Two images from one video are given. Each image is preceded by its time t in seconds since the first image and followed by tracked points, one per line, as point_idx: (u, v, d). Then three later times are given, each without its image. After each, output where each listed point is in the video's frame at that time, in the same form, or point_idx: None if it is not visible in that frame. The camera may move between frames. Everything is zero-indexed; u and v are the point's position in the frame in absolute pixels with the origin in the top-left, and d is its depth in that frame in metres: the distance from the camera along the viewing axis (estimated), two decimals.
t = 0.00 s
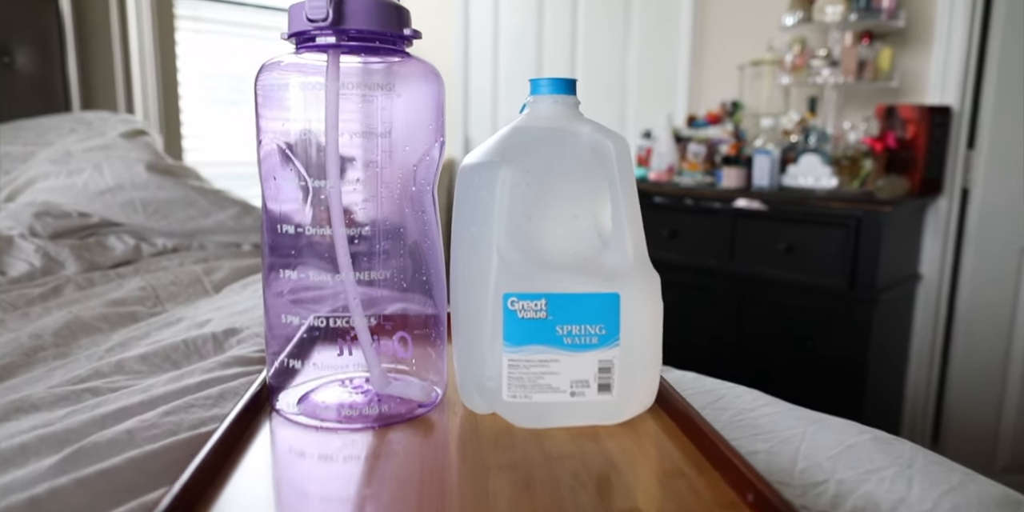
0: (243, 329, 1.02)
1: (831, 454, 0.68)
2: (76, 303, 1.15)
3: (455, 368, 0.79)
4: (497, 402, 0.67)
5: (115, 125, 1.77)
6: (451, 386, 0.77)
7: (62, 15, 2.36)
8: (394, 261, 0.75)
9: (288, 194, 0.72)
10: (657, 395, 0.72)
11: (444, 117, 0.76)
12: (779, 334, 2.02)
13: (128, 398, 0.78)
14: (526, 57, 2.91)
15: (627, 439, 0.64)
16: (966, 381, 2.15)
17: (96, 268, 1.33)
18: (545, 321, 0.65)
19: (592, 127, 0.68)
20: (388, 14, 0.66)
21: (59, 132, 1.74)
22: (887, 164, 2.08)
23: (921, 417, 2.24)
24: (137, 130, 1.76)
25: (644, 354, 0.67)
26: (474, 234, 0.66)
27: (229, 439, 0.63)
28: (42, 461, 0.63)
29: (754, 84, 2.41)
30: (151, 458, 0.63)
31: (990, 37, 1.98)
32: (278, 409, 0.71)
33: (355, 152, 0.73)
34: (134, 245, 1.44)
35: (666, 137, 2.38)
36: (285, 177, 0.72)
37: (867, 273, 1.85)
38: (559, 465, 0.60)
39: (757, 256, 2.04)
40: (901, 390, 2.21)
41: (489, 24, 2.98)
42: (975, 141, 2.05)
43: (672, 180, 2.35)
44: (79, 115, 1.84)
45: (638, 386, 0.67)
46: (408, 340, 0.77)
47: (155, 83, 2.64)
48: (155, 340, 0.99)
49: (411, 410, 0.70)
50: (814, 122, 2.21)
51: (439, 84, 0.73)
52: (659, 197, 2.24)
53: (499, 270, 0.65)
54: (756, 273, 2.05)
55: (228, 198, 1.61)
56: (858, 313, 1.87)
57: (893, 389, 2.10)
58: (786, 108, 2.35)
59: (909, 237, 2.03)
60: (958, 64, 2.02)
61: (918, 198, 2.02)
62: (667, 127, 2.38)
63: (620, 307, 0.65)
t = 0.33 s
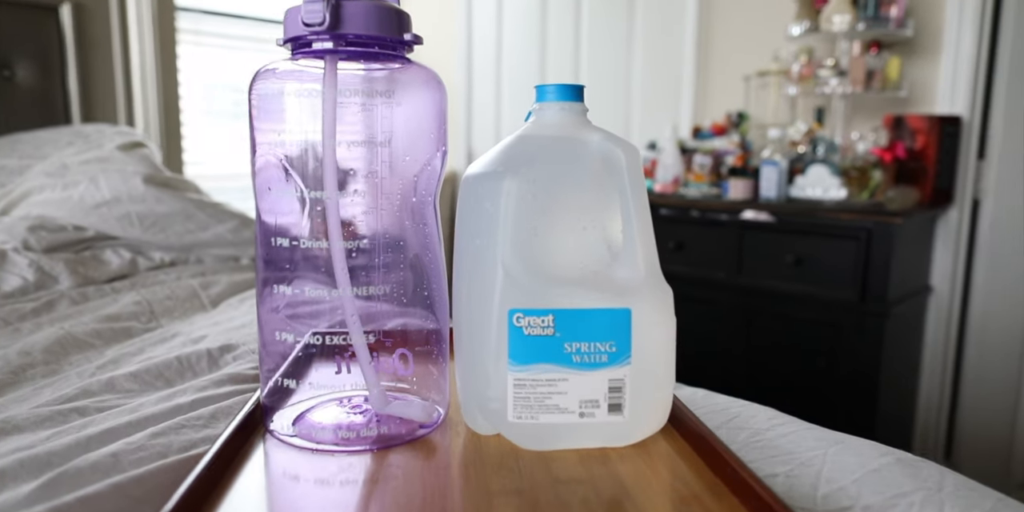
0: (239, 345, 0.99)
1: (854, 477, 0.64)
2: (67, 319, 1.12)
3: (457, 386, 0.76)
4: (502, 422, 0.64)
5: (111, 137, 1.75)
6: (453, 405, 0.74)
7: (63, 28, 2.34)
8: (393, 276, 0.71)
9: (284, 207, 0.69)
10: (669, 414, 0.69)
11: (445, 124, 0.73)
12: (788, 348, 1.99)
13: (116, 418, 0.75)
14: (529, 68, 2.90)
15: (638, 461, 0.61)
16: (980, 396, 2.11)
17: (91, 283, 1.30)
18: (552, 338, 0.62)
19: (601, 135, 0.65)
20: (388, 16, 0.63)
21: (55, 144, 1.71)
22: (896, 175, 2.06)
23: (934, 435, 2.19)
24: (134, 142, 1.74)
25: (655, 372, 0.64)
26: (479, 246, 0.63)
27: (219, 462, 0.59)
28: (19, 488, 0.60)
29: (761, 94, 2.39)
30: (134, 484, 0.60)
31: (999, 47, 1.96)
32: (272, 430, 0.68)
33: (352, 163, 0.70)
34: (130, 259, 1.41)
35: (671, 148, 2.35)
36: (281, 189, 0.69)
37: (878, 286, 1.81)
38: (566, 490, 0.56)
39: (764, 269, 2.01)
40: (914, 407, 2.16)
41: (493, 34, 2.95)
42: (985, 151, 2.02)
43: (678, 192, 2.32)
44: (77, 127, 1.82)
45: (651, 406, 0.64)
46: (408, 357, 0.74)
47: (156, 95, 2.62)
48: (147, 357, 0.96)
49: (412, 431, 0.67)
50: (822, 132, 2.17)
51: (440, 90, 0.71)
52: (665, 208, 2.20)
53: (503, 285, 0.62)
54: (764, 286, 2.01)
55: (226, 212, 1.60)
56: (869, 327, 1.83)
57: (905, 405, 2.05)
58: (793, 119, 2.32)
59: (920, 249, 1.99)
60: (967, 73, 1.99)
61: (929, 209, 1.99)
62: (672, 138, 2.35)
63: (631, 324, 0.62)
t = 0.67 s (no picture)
0: (224, 361, 0.96)
1: (865, 500, 0.62)
2: (49, 334, 1.08)
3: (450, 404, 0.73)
4: (496, 444, 0.61)
5: (98, 148, 1.72)
6: (445, 425, 0.71)
7: (52, 37, 2.31)
8: (382, 289, 0.68)
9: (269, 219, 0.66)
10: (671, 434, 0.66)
11: (438, 132, 0.70)
12: (787, 361, 1.96)
13: (92, 439, 0.71)
14: (524, 77, 2.87)
15: (640, 484, 0.58)
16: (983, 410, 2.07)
17: (75, 296, 1.27)
18: (549, 355, 0.59)
19: (599, 142, 0.62)
20: (376, 19, 0.60)
21: (41, 155, 1.68)
22: (895, 186, 2.02)
23: (936, 450, 2.15)
24: (122, 153, 1.73)
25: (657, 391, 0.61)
26: (473, 259, 0.60)
27: (196, 488, 0.56)
28: None
29: (757, 106, 2.38)
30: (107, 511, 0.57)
31: (997, 58, 1.95)
32: (255, 452, 0.64)
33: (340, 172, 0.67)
34: (116, 272, 1.39)
35: (669, 159, 2.33)
36: (266, 201, 0.66)
37: (877, 298, 1.79)
38: None
39: (762, 281, 1.99)
40: (915, 421, 2.13)
41: (488, 46, 2.95)
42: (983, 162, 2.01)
43: (675, 203, 2.30)
44: (64, 138, 1.79)
45: (652, 426, 0.61)
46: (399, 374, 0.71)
47: (147, 106, 2.58)
48: (129, 374, 0.92)
49: (402, 453, 0.64)
50: (820, 143, 2.16)
51: (433, 96, 0.68)
52: (662, 220, 2.18)
53: (497, 298, 0.59)
54: (762, 299, 1.99)
55: (216, 224, 1.59)
56: (869, 339, 1.81)
57: (906, 419, 2.02)
58: (790, 129, 2.31)
59: (920, 260, 1.97)
60: (965, 83, 1.97)
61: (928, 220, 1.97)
62: (668, 149, 2.33)
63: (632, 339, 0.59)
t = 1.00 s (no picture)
0: (212, 369, 0.93)
1: None
2: (33, 340, 1.06)
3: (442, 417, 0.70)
4: (490, 459, 0.58)
5: (87, 150, 1.70)
6: (438, 437, 0.68)
7: (44, 39, 2.28)
8: (372, 296, 0.66)
9: (255, 224, 0.63)
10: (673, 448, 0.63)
11: (430, 132, 0.67)
12: (787, 367, 1.94)
13: (71, 452, 0.68)
14: (521, 79, 2.86)
15: (642, 501, 0.55)
16: (985, 417, 2.05)
17: (61, 301, 1.25)
18: (546, 367, 0.57)
19: (597, 144, 0.60)
20: (364, 15, 0.58)
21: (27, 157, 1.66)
22: (896, 190, 2.01)
23: (937, 457, 2.13)
24: (110, 155, 1.72)
25: (659, 404, 0.58)
26: (466, 267, 0.58)
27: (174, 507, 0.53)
28: None
29: (756, 110, 2.36)
30: None
31: (998, 60, 1.93)
32: (239, 467, 0.62)
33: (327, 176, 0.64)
34: (104, 277, 1.36)
35: (667, 162, 2.31)
36: (251, 205, 0.63)
37: (879, 303, 1.77)
38: None
39: (762, 285, 1.97)
40: (916, 428, 2.11)
41: (485, 49, 2.95)
42: (985, 166, 1.99)
43: (674, 207, 2.29)
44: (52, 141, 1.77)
45: (654, 440, 0.58)
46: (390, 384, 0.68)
47: (140, 108, 2.54)
48: (114, 382, 0.90)
49: (391, 468, 0.61)
50: (820, 146, 2.14)
51: (424, 97, 0.65)
52: (661, 224, 2.16)
53: (491, 306, 0.57)
54: (762, 303, 1.96)
55: (205, 228, 1.59)
56: (871, 345, 1.78)
57: (908, 427, 2.00)
58: (789, 132, 2.30)
59: (921, 265, 1.95)
60: (967, 86, 1.94)
61: (930, 224, 1.95)
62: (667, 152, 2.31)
63: (632, 351, 0.57)
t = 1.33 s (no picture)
0: (211, 360, 0.91)
1: None
2: (30, 329, 1.03)
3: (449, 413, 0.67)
4: (500, 460, 0.55)
5: (87, 135, 1.68)
6: (445, 435, 0.65)
7: (45, 23, 2.26)
8: (376, 286, 0.63)
9: (253, 212, 0.60)
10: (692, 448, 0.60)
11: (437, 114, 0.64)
12: (800, 361, 1.90)
13: (62, 447, 0.66)
14: (531, 65, 2.80)
15: (660, 505, 0.52)
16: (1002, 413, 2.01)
17: (60, 289, 1.22)
18: (560, 363, 0.53)
19: (614, 127, 0.56)
20: None
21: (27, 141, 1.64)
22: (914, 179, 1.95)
23: (951, 452, 2.09)
24: (111, 140, 1.70)
25: (680, 398, 0.55)
26: (476, 256, 0.54)
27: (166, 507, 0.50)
28: None
29: (769, 97, 2.33)
30: None
31: (1021, 46, 1.87)
32: (236, 465, 0.59)
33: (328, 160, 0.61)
34: (104, 265, 1.34)
35: (678, 151, 2.28)
36: (249, 191, 0.60)
37: (895, 295, 1.73)
38: None
39: (775, 277, 1.93)
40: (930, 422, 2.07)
41: (493, 30, 2.85)
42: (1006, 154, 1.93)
43: (685, 196, 2.24)
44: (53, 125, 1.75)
45: (673, 441, 0.55)
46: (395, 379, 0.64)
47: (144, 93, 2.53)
48: (110, 373, 0.87)
49: (395, 469, 0.58)
50: (835, 135, 2.10)
51: (431, 76, 0.61)
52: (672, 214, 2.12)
53: (501, 299, 0.53)
54: (775, 296, 1.93)
55: (206, 216, 1.56)
56: (886, 338, 1.74)
57: (922, 422, 1.96)
58: (804, 120, 2.27)
59: (938, 257, 1.90)
60: (987, 72, 1.90)
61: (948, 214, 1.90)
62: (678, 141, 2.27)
63: (651, 347, 0.53)
